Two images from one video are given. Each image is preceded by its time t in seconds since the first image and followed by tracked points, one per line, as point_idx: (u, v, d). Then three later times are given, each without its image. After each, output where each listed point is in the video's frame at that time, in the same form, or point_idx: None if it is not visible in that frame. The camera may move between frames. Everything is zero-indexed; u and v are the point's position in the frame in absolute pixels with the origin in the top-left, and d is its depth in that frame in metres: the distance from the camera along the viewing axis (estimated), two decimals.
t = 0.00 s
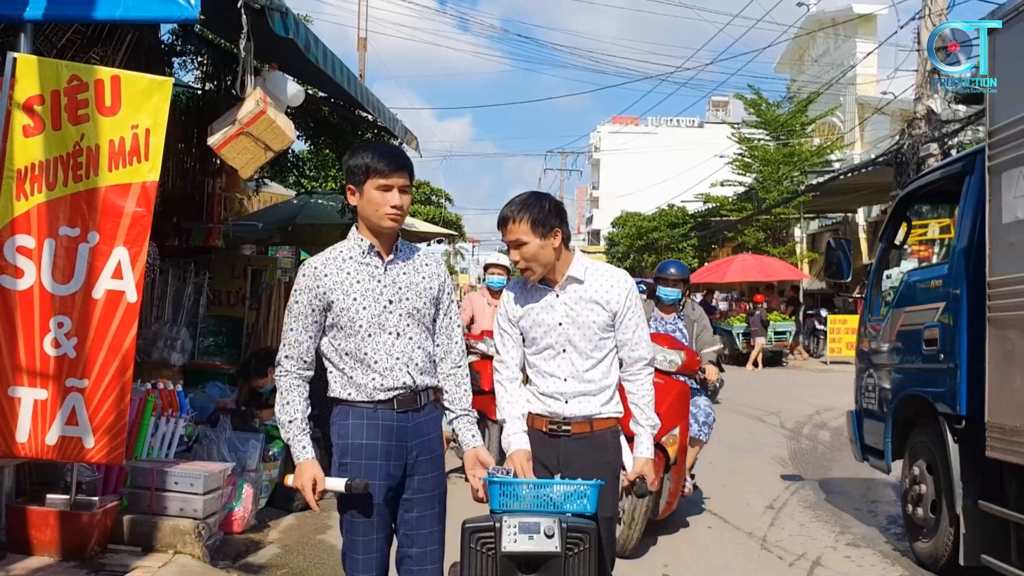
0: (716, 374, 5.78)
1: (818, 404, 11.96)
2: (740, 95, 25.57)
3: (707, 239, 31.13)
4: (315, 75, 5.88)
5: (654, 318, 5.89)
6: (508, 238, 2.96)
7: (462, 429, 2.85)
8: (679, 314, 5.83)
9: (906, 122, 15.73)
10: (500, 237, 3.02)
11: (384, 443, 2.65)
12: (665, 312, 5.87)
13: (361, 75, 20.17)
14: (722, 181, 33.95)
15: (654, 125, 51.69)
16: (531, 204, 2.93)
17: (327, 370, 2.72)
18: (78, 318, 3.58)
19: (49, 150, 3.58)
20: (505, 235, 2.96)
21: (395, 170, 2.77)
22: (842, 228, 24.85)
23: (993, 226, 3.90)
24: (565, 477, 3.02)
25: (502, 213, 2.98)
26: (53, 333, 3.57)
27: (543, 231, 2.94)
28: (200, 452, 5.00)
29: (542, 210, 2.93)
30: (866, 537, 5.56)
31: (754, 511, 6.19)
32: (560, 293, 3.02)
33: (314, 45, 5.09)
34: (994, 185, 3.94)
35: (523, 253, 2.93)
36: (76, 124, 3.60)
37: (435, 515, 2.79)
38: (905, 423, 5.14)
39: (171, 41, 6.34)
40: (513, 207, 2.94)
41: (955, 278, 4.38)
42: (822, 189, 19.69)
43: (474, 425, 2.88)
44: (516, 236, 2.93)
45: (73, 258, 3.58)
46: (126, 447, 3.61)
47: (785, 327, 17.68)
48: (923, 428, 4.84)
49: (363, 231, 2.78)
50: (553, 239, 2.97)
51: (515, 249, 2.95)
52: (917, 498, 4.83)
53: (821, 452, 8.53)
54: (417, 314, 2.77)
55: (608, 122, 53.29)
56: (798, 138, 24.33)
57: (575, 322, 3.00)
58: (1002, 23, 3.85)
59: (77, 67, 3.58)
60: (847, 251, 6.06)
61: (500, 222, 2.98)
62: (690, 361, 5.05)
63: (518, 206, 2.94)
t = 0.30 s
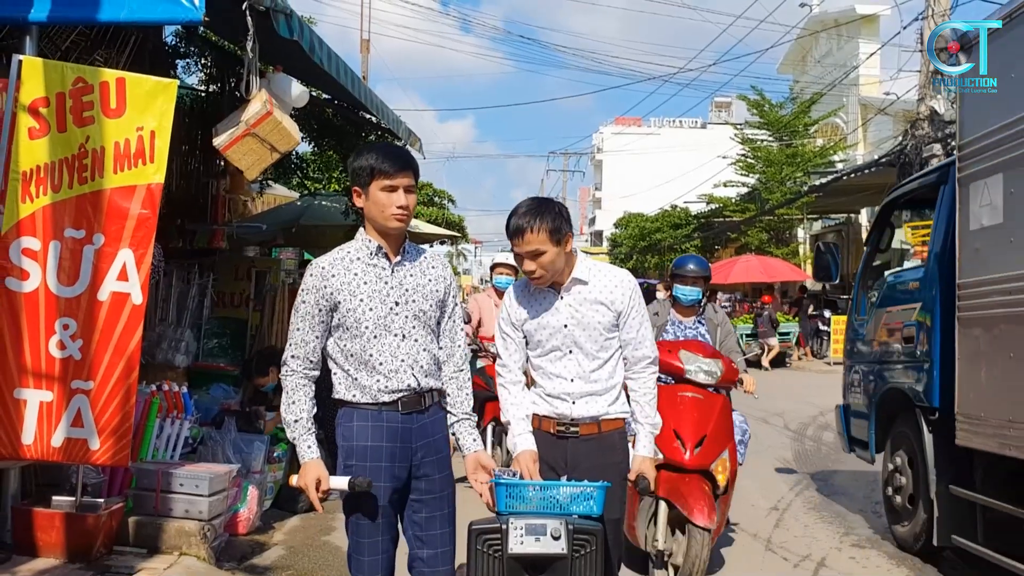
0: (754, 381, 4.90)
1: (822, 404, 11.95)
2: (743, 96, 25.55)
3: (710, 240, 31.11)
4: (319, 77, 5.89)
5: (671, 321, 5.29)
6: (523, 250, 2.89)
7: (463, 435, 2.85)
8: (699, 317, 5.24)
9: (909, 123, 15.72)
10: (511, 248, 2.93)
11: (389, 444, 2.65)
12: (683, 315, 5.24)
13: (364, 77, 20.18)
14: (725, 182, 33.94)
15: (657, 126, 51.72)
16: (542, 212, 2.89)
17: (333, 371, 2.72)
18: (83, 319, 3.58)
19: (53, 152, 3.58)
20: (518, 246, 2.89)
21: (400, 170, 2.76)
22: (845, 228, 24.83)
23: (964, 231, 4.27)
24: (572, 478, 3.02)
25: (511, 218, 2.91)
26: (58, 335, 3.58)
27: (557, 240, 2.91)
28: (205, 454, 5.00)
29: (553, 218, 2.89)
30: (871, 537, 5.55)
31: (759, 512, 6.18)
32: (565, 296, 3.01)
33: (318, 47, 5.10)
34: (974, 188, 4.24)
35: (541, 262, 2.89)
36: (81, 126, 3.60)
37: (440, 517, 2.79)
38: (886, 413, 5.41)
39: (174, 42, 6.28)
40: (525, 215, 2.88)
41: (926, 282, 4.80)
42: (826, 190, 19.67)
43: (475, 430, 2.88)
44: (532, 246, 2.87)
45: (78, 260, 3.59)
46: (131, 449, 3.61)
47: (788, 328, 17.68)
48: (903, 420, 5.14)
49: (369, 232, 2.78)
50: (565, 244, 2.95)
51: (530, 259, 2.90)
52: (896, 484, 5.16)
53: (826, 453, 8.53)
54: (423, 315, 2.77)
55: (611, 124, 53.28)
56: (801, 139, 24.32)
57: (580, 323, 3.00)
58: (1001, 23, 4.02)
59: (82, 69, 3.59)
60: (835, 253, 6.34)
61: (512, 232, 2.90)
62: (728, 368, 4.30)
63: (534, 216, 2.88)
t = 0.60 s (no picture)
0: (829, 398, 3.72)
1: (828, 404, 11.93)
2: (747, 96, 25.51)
3: (715, 240, 31.07)
4: (324, 78, 5.89)
5: (716, 325, 4.05)
6: (535, 258, 2.87)
7: (477, 437, 2.84)
8: (748, 318, 4.08)
9: (914, 122, 15.68)
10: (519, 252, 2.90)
11: (396, 445, 2.64)
12: (730, 318, 4.07)
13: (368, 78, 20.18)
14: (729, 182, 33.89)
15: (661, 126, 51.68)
16: (553, 218, 2.85)
17: (341, 372, 2.71)
18: (89, 321, 3.59)
19: (60, 154, 3.59)
20: (532, 254, 2.86)
21: (412, 171, 2.76)
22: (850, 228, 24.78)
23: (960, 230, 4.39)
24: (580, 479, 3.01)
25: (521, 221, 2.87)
26: (65, 336, 3.58)
27: (569, 246, 2.89)
28: (212, 454, 5.00)
29: (564, 224, 2.86)
30: (878, 537, 5.54)
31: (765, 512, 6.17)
32: (570, 298, 3.01)
33: (324, 48, 5.11)
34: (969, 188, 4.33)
35: (554, 271, 2.89)
36: (88, 127, 3.61)
37: (449, 518, 2.79)
38: (873, 403, 5.61)
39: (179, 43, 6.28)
40: (538, 223, 2.83)
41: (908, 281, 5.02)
42: (831, 190, 19.63)
43: (488, 431, 2.87)
44: (545, 254, 2.86)
45: (85, 261, 3.59)
46: (137, 451, 3.61)
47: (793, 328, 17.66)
48: (887, 412, 5.41)
49: (379, 232, 2.78)
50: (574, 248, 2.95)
51: (541, 267, 2.88)
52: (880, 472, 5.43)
53: (832, 453, 8.51)
54: (431, 317, 2.76)
55: (615, 124, 53.26)
56: (806, 139, 24.28)
57: (584, 323, 2.99)
58: (1002, 24, 4.05)
59: (89, 71, 3.60)
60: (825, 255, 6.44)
61: (525, 240, 2.85)
62: (801, 380, 3.45)
63: (546, 222, 2.84)
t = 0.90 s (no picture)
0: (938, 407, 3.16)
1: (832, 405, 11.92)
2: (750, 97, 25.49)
3: (719, 241, 31.05)
4: (329, 80, 5.90)
5: (794, 333, 3.40)
6: (552, 252, 2.86)
7: (485, 438, 2.85)
8: (830, 325, 3.45)
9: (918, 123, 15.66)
10: (534, 249, 2.89)
11: (405, 447, 2.64)
12: (809, 325, 3.42)
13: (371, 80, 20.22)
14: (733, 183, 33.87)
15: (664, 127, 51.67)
16: (568, 215, 2.86)
17: (349, 374, 2.70)
18: (96, 323, 3.59)
19: (66, 157, 3.59)
20: (550, 249, 2.86)
21: (423, 174, 2.76)
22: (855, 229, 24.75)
23: (954, 232, 4.38)
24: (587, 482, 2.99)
25: (534, 221, 2.88)
26: (72, 339, 3.59)
27: (584, 241, 2.91)
28: (217, 457, 4.99)
29: (579, 219, 2.88)
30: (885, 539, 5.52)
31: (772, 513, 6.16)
32: (577, 298, 3.01)
33: (329, 51, 5.11)
34: (967, 191, 4.28)
35: (569, 266, 2.89)
36: (93, 130, 3.61)
37: (455, 520, 2.78)
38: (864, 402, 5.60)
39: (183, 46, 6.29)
40: (554, 219, 2.85)
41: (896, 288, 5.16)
42: (835, 190, 19.61)
43: (497, 434, 2.87)
44: (564, 249, 2.86)
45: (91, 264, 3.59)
46: (144, 453, 3.61)
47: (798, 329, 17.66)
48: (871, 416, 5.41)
49: (389, 233, 2.77)
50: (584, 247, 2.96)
51: (558, 263, 2.88)
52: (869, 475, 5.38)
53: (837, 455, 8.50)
54: (439, 319, 2.76)
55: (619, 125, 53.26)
56: (809, 140, 24.25)
57: (591, 323, 2.99)
58: (1002, 24, 3.97)
59: (94, 74, 3.60)
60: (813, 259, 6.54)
61: (542, 237, 2.85)
62: (905, 393, 2.89)
63: (562, 219, 2.85)
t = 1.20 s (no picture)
0: None
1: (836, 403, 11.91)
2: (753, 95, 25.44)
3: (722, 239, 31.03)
4: (331, 80, 5.89)
5: (900, 345, 2.63)
6: (566, 252, 2.85)
7: (491, 437, 2.83)
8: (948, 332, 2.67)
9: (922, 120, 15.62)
10: (545, 249, 2.87)
11: (411, 446, 2.63)
12: (921, 333, 2.66)
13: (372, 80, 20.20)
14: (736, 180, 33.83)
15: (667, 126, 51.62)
16: (580, 214, 2.85)
17: (354, 374, 2.69)
18: (99, 324, 3.59)
19: (69, 157, 3.59)
20: (562, 249, 2.84)
21: (434, 174, 2.76)
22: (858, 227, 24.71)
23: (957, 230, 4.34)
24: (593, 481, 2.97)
25: (545, 221, 2.87)
26: (75, 339, 3.58)
27: (595, 241, 2.90)
28: (221, 457, 4.98)
29: (592, 219, 2.87)
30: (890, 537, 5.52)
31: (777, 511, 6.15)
32: (583, 298, 3.00)
33: (331, 50, 5.11)
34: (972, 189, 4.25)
35: (580, 267, 2.88)
36: (97, 130, 3.60)
37: (461, 519, 2.77)
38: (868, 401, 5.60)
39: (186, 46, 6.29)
40: (566, 219, 2.83)
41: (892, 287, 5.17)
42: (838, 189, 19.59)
43: (502, 433, 2.85)
44: (578, 249, 2.85)
45: (94, 264, 3.59)
46: (148, 454, 3.61)
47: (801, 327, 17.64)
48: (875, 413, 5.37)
49: (397, 233, 2.76)
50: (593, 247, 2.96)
51: (570, 263, 2.87)
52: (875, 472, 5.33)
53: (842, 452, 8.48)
54: (445, 318, 2.75)
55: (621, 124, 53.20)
56: (813, 137, 24.20)
57: (598, 322, 2.98)
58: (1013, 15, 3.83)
59: (97, 73, 3.59)
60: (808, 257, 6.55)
61: (556, 237, 2.84)
62: None
63: (574, 219, 2.84)
